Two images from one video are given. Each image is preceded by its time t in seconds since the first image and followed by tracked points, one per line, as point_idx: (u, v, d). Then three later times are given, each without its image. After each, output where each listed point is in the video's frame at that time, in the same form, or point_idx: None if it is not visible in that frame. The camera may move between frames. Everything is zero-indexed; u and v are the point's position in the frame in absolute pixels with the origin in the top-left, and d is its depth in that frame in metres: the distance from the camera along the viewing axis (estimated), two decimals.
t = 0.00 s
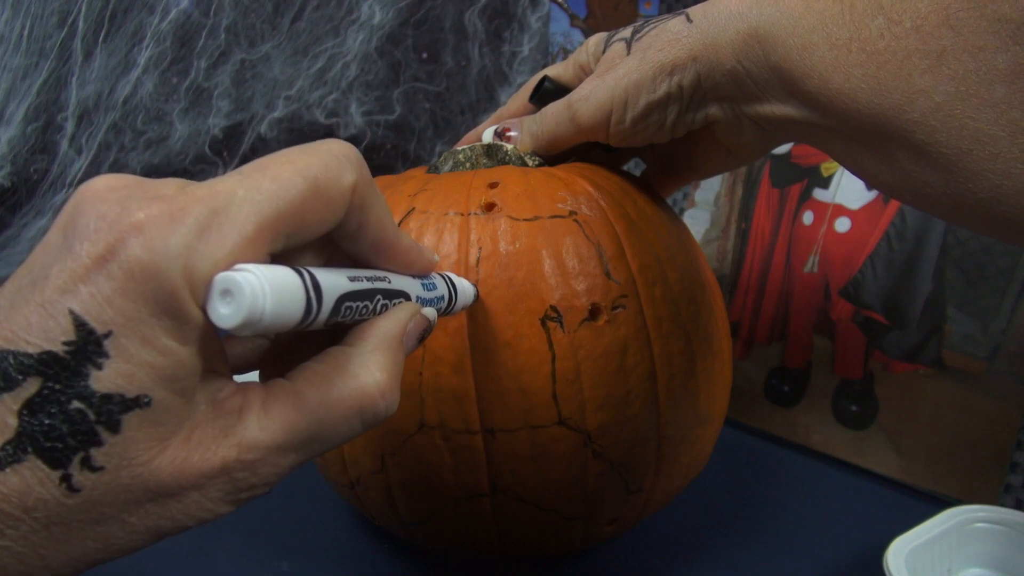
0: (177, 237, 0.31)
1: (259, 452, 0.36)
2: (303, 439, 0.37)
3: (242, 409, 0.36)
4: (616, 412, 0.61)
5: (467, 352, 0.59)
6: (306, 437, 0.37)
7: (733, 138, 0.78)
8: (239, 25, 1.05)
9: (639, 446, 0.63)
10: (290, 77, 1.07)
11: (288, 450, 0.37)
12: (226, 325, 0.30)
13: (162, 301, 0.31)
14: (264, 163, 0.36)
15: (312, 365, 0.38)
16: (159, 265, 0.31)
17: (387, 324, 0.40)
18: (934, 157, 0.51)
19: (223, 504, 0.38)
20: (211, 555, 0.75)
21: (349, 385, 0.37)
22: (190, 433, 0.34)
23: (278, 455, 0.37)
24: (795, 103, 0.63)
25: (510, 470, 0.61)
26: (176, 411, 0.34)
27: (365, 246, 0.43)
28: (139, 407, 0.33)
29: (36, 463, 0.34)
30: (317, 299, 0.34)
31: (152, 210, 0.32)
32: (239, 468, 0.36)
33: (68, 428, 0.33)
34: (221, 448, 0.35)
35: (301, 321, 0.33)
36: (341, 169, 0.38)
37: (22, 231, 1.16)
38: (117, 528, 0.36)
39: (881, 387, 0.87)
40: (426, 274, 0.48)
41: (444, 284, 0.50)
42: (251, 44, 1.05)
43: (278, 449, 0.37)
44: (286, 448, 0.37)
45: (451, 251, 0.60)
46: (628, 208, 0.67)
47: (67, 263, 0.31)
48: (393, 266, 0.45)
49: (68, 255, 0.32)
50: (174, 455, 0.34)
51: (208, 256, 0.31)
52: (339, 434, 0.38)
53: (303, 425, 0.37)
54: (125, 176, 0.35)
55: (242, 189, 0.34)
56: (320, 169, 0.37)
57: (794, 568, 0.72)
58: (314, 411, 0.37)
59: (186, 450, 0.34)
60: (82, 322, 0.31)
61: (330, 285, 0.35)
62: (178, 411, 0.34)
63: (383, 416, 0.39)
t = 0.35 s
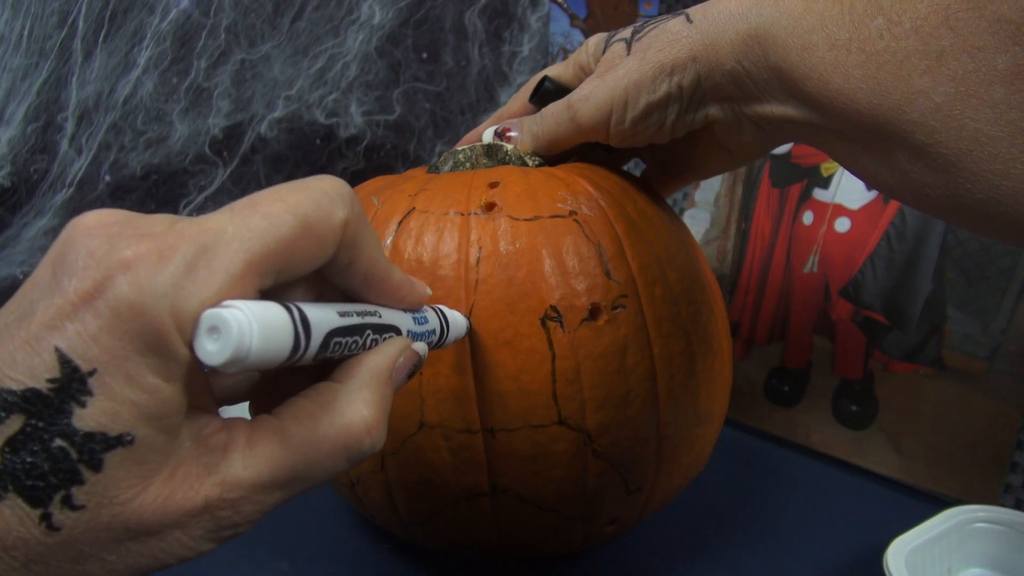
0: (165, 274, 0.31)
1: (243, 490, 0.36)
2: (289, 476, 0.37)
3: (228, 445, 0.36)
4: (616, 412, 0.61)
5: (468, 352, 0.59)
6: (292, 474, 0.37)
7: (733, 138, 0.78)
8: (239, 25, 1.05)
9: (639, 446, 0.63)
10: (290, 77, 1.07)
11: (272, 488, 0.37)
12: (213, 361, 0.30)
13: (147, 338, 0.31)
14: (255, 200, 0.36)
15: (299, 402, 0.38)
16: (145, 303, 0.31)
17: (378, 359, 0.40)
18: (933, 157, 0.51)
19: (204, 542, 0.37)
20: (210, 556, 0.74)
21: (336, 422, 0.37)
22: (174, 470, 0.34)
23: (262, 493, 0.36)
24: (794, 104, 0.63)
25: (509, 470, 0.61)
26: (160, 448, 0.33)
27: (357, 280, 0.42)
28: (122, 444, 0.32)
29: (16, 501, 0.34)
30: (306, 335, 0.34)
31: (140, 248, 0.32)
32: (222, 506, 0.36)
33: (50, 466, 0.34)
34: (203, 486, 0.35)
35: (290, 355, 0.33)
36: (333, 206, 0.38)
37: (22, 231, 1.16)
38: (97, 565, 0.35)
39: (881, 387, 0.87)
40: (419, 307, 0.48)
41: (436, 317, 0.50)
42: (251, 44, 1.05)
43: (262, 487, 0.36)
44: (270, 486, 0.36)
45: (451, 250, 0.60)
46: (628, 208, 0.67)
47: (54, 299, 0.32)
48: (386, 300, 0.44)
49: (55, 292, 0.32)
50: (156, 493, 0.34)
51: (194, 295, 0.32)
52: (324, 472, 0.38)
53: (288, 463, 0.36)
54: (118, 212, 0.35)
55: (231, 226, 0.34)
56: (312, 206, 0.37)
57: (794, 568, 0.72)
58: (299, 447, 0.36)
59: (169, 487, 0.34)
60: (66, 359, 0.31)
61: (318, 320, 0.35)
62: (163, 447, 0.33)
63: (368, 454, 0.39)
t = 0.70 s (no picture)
0: (169, 294, 0.32)
1: (243, 513, 0.35)
2: (289, 498, 0.36)
3: (228, 467, 0.36)
4: (616, 412, 0.61)
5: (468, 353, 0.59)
6: (292, 496, 0.36)
7: (734, 138, 0.78)
8: (239, 25, 1.05)
9: (639, 446, 0.63)
10: (290, 77, 1.07)
11: (273, 511, 0.36)
12: (217, 381, 0.30)
13: (151, 358, 0.31)
14: (261, 220, 0.35)
15: (300, 424, 0.38)
16: (150, 324, 0.31)
17: (380, 381, 0.40)
18: (933, 157, 0.51)
19: (204, 563, 0.36)
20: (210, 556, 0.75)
21: (337, 444, 0.37)
22: (174, 492, 0.34)
23: (261, 515, 0.36)
24: (794, 104, 0.63)
25: (509, 470, 0.61)
26: (161, 468, 0.33)
27: (362, 300, 0.41)
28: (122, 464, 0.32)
29: (17, 521, 0.34)
30: (308, 354, 0.33)
31: (146, 267, 0.32)
32: (222, 528, 0.35)
33: (51, 485, 0.34)
34: (203, 508, 0.34)
35: (293, 376, 0.33)
36: (338, 227, 0.38)
37: (23, 230, 1.18)
38: None
39: (881, 387, 0.87)
40: (423, 328, 0.48)
41: (439, 337, 0.49)
42: (251, 43, 1.05)
43: (262, 510, 0.36)
44: (270, 509, 0.36)
45: (451, 250, 0.60)
46: (628, 209, 0.67)
47: (59, 319, 0.32)
48: (390, 321, 0.44)
49: (61, 311, 0.32)
50: (156, 515, 0.33)
51: (199, 315, 0.31)
52: (324, 494, 0.38)
53: (289, 486, 0.36)
54: (123, 231, 0.35)
55: (236, 247, 0.34)
56: (317, 227, 0.36)
57: (793, 567, 0.72)
58: (300, 468, 0.36)
59: (169, 509, 0.34)
60: (70, 378, 0.32)
61: (321, 341, 0.35)
62: (163, 468, 0.33)
63: (369, 475, 0.39)
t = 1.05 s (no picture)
0: (173, 325, 0.32)
1: (243, 542, 0.35)
2: (289, 527, 0.36)
3: (228, 496, 0.35)
4: (616, 412, 0.61)
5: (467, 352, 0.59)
6: (292, 524, 0.36)
7: (734, 138, 0.78)
8: (239, 24, 1.05)
9: (639, 446, 0.63)
10: (290, 77, 1.07)
11: (273, 539, 0.36)
12: (219, 413, 0.30)
13: (152, 390, 0.31)
14: (266, 248, 0.35)
15: (301, 451, 0.38)
16: (152, 355, 0.31)
17: (381, 408, 0.39)
18: (933, 157, 0.51)
19: None
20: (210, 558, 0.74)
21: (338, 472, 0.36)
22: (174, 521, 0.34)
23: (263, 543, 0.36)
24: (795, 104, 0.63)
25: (509, 469, 0.61)
26: (161, 497, 0.33)
27: (364, 326, 0.41)
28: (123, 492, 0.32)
29: (18, 550, 0.34)
30: (310, 383, 0.33)
31: (150, 296, 0.33)
32: (222, 557, 0.35)
33: (54, 514, 0.34)
34: (203, 537, 0.34)
35: (294, 405, 0.33)
36: (342, 255, 0.38)
37: (23, 231, 1.19)
38: None
39: (881, 387, 0.87)
40: (424, 351, 0.48)
41: (440, 360, 0.50)
42: (251, 43, 1.05)
43: (262, 538, 0.35)
44: (270, 537, 0.36)
45: (451, 250, 0.60)
46: (629, 210, 0.67)
47: (63, 348, 0.32)
48: (392, 345, 0.44)
49: (65, 339, 0.32)
50: (156, 544, 0.33)
51: (204, 344, 0.32)
52: (324, 522, 0.37)
53: (289, 514, 0.36)
54: (130, 259, 0.36)
55: (241, 275, 0.34)
56: (321, 255, 0.36)
57: (793, 567, 0.73)
58: (300, 496, 0.36)
59: (169, 538, 0.34)
60: (74, 409, 0.32)
61: (323, 369, 0.35)
62: (164, 497, 0.33)
63: (370, 503, 0.38)
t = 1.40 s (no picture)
0: (175, 336, 0.31)
1: (243, 551, 0.35)
2: (289, 536, 0.36)
3: (229, 505, 0.35)
4: (615, 412, 0.61)
5: (467, 352, 0.59)
6: (292, 534, 0.36)
7: (733, 138, 0.78)
8: (238, 25, 1.05)
9: (639, 446, 0.63)
10: (290, 77, 1.07)
11: (274, 548, 0.36)
12: (219, 425, 0.30)
13: (154, 400, 0.31)
14: (268, 258, 0.35)
15: (301, 461, 0.38)
16: (154, 366, 0.31)
17: (381, 418, 0.40)
18: (932, 157, 0.51)
19: None
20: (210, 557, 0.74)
21: (338, 481, 0.37)
22: (174, 531, 0.33)
23: (263, 553, 0.36)
24: (795, 104, 0.63)
25: (509, 469, 0.61)
26: (161, 508, 0.33)
27: (365, 333, 0.42)
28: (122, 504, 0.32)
29: (17, 559, 0.34)
30: (310, 395, 0.34)
31: (152, 307, 0.32)
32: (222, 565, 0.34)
33: (55, 524, 0.34)
34: (204, 547, 0.34)
35: (295, 416, 0.33)
36: (344, 266, 0.38)
37: (23, 231, 1.19)
38: None
39: (881, 387, 0.87)
40: (425, 360, 0.48)
41: (440, 368, 0.50)
42: (251, 44, 1.05)
43: (262, 547, 0.35)
44: (270, 546, 0.36)
45: (451, 250, 0.60)
46: (629, 210, 0.67)
47: (64, 357, 0.32)
48: (392, 355, 0.44)
49: (66, 349, 0.32)
50: (156, 554, 0.33)
51: (205, 354, 0.32)
52: (323, 531, 0.37)
53: (289, 523, 0.36)
54: (134, 269, 0.36)
55: (242, 287, 0.34)
56: (323, 266, 0.36)
57: (794, 568, 0.72)
58: (301, 506, 0.36)
59: (170, 547, 0.33)
60: (75, 419, 0.32)
61: (323, 380, 0.35)
62: (165, 507, 0.33)
63: (369, 513, 0.39)
